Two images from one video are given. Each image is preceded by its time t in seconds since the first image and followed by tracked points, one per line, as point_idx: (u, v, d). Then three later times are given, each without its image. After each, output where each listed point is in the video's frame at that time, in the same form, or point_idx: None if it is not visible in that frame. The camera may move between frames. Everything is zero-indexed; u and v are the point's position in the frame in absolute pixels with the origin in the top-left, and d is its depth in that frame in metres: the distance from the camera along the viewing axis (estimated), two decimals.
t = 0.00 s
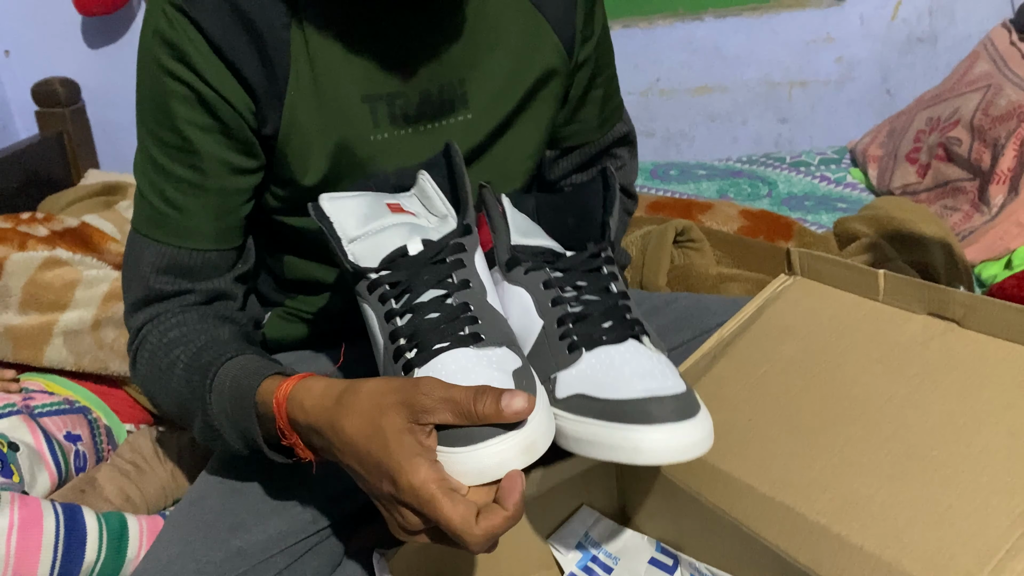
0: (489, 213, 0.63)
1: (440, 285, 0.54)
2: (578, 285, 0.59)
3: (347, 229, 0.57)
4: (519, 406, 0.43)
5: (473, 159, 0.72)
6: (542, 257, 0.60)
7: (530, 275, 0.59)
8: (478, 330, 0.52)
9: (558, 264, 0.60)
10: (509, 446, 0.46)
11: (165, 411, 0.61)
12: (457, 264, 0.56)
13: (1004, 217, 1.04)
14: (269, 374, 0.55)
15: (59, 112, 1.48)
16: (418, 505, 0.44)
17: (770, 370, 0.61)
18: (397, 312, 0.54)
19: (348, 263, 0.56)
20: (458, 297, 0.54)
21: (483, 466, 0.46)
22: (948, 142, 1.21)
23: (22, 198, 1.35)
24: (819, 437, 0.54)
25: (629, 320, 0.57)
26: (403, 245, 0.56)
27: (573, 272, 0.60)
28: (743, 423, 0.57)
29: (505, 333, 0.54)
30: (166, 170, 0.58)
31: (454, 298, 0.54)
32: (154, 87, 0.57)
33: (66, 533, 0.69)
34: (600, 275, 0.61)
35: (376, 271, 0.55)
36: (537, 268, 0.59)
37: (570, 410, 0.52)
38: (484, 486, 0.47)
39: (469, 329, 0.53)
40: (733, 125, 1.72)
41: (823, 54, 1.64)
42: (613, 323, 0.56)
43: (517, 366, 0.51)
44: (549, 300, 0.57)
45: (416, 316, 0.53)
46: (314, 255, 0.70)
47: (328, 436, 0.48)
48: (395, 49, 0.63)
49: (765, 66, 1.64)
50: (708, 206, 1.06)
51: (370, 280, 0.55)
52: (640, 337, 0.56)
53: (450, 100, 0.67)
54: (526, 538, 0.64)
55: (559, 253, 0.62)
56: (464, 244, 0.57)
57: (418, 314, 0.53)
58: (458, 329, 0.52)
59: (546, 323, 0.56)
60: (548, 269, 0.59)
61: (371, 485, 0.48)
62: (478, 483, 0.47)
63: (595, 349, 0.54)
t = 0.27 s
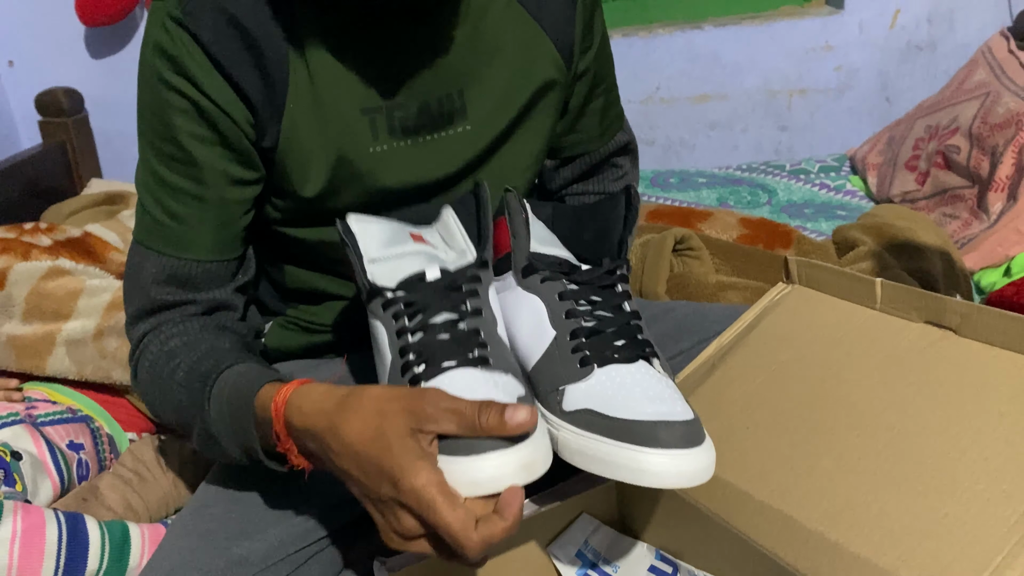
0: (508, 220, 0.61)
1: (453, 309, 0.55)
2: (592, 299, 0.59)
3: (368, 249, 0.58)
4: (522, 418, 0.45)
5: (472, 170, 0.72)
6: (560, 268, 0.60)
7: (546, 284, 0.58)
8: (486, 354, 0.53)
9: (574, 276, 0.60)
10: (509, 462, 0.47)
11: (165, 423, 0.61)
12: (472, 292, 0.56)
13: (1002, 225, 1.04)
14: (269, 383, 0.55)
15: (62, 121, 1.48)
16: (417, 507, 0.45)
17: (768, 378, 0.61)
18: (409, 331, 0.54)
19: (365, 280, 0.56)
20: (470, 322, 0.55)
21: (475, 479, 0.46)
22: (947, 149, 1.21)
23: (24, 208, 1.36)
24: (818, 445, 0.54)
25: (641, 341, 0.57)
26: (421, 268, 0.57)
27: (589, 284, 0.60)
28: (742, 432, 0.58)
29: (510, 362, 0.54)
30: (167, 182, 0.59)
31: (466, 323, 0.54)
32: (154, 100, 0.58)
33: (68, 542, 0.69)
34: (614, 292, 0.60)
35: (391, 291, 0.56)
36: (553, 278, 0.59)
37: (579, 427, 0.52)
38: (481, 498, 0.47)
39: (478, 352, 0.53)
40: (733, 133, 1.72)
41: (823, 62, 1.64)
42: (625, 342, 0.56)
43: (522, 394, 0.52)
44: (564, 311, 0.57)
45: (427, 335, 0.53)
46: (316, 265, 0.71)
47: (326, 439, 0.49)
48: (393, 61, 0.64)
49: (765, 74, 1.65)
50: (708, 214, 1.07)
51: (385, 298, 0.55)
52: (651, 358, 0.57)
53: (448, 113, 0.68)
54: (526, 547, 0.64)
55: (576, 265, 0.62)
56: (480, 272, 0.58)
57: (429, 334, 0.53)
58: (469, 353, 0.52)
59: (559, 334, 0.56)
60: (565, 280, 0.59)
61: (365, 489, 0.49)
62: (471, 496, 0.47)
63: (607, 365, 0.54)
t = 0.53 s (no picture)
0: (513, 245, 0.61)
1: (457, 340, 0.55)
2: (596, 322, 0.60)
3: (373, 274, 0.59)
4: (523, 464, 0.45)
5: (471, 182, 0.73)
6: (563, 291, 0.61)
7: (550, 307, 0.59)
8: (486, 389, 0.53)
9: (577, 299, 0.61)
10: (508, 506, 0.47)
11: (165, 437, 0.62)
12: (475, 323, 0.57)
13: (1002, 233, 1.05)
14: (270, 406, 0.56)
15: (66, 132, 1.49)
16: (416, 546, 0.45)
17: (767, 389, 0.61)
18: (413, 361, 0.55)
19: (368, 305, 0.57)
20: (473, 355, 0.55)
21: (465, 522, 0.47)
22: (946, 158, 1.22)
23: (27, 218, 1.37)
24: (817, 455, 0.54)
25: (647, 364, 0.57)
26: (425, 295, 0.58)
27: (592, 307, 0.61)
28: (741, 443, 0.58)
29: (512, 396, 0.55)
30: (167, 197, 0.60)
31: (468, 355, 0.55)
32: (156, 116, 0.59)
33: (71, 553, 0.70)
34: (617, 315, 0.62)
35: (395, 318, 0.57)
36: (558, 302, 0.60)
37: (587, 452, 0.52)
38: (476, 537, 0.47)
39: (478, 386, 0.53)
40: (733, 141, 1.72)
41: (822, 71, 1.65)
42: (630, 365, 0.57)
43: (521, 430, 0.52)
44: (569, 334, 0.57)
45: (428, 366, 0.54)
46: (317, 276, 0.72)
47: (326, 468, 0.49)
48: (393, 75, 0.65)
49: (764, 83, 1.66)
50: (708, 224, 1.08)
51: (388, 326, 0.56)
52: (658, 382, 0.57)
53: (447, 126, 0.68)
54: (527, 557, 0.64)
55: (578, 288, 0.63)
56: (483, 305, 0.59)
57: (433, 365, 0.54)
58: (471, 387, 0.53)
59: (565, 357, 0.56)
60: (569, 303, 0.60)
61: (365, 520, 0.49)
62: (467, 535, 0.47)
63: (613, 389, 0.54)
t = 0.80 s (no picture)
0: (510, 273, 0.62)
1: (453, 371, 0.56)
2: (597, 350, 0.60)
3: (372, 309, 0.59)
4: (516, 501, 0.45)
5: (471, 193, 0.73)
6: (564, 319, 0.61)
7: (549, 337, 0.59)
8: (483, 421, 0.54)
9: (577, 326, 0.61)
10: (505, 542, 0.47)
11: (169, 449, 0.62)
12: (472, 352, 0.57)
13: (999, 241, 1.05)
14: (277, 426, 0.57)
15: (68, 140, 1.50)
16: None
17: (764, 399, 0.62)
18: (410, 395, 0.55)
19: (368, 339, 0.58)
20: (469, 387, 0.55)
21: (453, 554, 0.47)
22: (944, 166, 1.22)
23: (29, 226, 1.38)
24: (813, 466, 0.54)
25: (648, 395, 0.56)
26: (424, 328, 0.58)
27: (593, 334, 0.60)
28: (738, 453, 0.58)
29: (510, 426, 0.55)
30: (169, 211, 0.60)
31: (465, 387, 0.55)
32: (159, 132, 0.60)
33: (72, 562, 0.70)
34: (616, 343, 0.61)
35: (394, 351, 0.57)
36: (557, 331, 0.60)
37: (588, 486, 0.52)
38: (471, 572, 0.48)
39: (475, 418, 0.54)
40: (733, 149, 1.73)
41: (821, 79, 1.66)
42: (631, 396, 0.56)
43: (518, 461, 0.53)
44: (568, 366, 0.58)
45: (425, 399, 0.54)
46: (318, 287, 0.72)
47: (327, 493, 0.50)
48: (392, 87, 0.66)
49: (763, 91, 1.66)
50: (706, 232, 1.09)
51: (386, 358, 0.57)
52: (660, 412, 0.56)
53: (446, 137, 0.69)
54: (525, 567, 0.65)
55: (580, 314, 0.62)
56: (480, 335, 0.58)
57: (430, 399, 0.54)
58: (466, 421, 0.53)
59: (565, 389, 0.56)
60: (569, 332, 0.60)
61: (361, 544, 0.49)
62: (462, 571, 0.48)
63: (614, 422, 0.54)
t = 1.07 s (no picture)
0: (475, 317, 0.59)
1: (431, 418, 0.56)
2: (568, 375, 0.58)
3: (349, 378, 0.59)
4: (503, 530, 0.46)
5: (471, 200, 0.73)
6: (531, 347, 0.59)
7: (519, 369, 0.58)
8: (466, 457, 0.54)
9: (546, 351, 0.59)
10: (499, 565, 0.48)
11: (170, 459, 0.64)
12: (447, 398, 0.56)
13: (998, 248, 1.06)
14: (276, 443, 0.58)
15: (70, 147, 1.51)
16: None
17: (761, 408, 0.62)
18: (393, 449, 0.56)
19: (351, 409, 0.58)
20: (447, 428, 0.55)
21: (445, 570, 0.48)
22: (942, 174, 1.23)
23: (32, 233, 1.38)
24: (809, 475, 0.55)
25: (621, 412, 0.56)
26: (399, 386, 0.57)
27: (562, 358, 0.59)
28: (735, 462, 0.58)
29: (495, 456, 0.54)
30: (171, 228, 0.61)
31: (445, 429, 0.55)
32: (159, 148, 0.61)
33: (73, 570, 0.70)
34: (587, 362, 0.59)
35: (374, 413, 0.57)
36: (525, 361, 0.58)
37: (573, 516, 0.51)
38: None
39: (458, 456, 0.54)
40: (732, 155, 1.73)
41: (820, 86, 1.66)
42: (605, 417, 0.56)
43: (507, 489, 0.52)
44: (541, 396, 0.56)
45: (409, 451, 0.55)
46: (319, 297, 0.73)
47: (322, 512, 0.52)
48: (390, 99, 0.66)
49: (763, 99, 1.67)
50: (705, 240, 1.10)
51: (370, 424, 0.57)
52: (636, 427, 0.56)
53: (443, 146, 0.69)
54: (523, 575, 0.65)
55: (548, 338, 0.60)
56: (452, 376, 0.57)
57: (411, 450, 0.55)
58: (448, 461, 0.53)
59: (540, 421, 0.55)
60: (538, 360, 0.58)
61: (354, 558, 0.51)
62: None
63: (590, 448, 0.53)
